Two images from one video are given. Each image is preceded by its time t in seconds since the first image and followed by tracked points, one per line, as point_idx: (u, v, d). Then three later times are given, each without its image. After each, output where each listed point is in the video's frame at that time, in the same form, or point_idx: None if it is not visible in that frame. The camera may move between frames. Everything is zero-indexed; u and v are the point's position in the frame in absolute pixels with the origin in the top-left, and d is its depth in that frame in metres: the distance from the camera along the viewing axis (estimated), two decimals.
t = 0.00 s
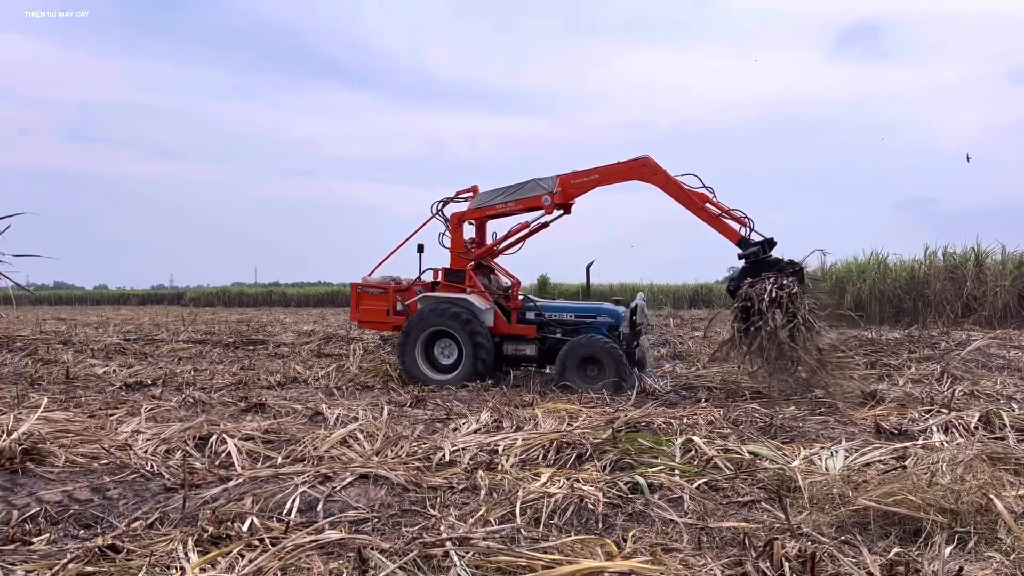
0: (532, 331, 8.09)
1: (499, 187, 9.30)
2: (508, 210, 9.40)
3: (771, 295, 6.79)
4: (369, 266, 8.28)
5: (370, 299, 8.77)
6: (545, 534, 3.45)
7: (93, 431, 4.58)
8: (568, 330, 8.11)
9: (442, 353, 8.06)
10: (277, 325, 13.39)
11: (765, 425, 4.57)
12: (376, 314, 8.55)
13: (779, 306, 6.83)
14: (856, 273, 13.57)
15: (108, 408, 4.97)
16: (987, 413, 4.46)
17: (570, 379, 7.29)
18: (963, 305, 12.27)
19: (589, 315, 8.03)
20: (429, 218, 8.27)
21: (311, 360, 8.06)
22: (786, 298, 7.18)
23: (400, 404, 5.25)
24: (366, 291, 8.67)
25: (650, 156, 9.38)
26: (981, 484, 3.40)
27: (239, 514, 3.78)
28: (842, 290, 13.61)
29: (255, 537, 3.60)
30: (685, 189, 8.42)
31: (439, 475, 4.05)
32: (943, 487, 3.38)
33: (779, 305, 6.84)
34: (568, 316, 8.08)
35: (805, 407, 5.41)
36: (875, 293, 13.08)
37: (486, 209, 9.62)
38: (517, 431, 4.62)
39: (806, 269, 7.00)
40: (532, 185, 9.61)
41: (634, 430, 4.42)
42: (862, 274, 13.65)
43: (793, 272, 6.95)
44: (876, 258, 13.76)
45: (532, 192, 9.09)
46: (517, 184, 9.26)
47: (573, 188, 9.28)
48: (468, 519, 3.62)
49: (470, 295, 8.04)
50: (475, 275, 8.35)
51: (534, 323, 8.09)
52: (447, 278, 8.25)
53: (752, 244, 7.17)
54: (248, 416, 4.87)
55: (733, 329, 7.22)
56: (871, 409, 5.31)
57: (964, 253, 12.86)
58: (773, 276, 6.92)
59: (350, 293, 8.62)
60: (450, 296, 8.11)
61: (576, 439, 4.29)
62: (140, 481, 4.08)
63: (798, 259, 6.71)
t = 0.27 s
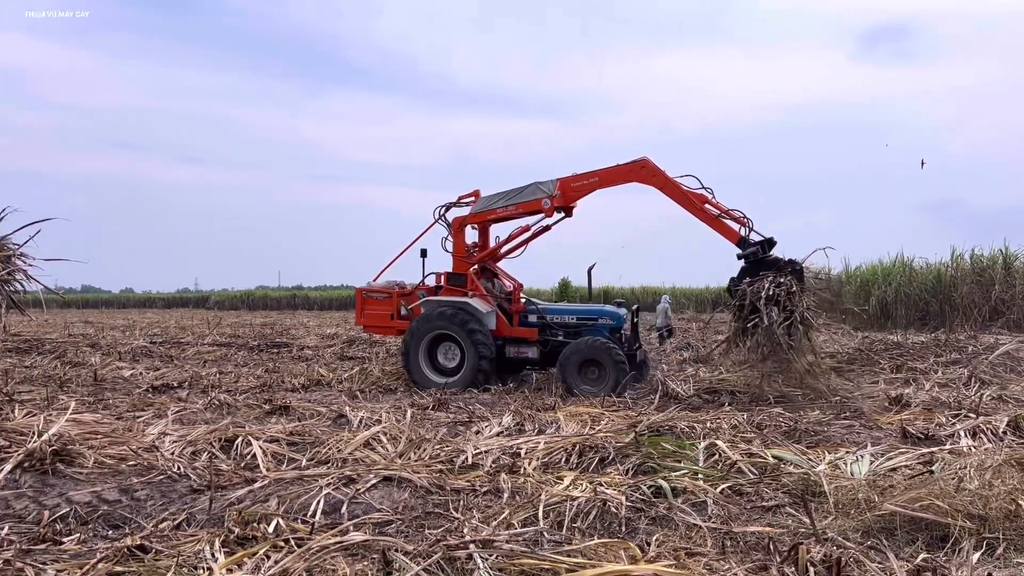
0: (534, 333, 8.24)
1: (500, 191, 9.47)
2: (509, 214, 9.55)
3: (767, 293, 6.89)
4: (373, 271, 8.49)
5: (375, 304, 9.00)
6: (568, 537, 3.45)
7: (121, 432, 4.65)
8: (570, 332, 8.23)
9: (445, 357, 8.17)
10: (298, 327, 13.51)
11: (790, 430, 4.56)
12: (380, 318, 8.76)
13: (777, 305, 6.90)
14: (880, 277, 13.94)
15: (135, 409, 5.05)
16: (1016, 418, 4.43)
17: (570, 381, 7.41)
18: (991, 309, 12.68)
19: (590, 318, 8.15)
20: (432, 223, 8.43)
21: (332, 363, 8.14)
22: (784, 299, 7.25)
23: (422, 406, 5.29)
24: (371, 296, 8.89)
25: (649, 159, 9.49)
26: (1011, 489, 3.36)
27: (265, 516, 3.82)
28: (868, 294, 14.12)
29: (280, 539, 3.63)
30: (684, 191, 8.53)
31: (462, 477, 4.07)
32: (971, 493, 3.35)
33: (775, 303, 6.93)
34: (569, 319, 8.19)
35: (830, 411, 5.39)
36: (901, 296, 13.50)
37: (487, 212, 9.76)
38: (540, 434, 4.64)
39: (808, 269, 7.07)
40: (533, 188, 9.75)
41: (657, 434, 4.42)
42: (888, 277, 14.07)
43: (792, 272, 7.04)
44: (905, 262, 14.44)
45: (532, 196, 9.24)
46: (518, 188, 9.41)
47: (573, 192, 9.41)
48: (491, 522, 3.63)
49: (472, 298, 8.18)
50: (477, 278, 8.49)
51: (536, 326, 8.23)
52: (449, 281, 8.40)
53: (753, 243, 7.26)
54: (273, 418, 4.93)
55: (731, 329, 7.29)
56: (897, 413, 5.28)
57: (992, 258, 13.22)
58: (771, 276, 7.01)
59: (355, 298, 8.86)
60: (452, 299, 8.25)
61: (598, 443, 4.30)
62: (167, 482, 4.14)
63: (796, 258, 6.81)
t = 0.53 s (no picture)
0: (535, 336, 8.43)
1: (504, 194, 9.61)
2: (513, 218, 9.68)
3: (765, 301, 6.81)
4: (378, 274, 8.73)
5: (380, 304, 9.29)
6: (590, 541, 3.44)
7: (146, 434, 4.71)
8: (571, 335, 8.40)
9: (448, 358, 8.41)
10: (319, 331, 13.62)
11: (814, 434, 4.54)
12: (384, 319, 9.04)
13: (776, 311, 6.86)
14: (907, 280, 14.25)
15: (161, 412, 5.11)
16: None
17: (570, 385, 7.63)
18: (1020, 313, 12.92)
19: (591, 321, 8.31)
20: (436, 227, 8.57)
21: (352, 367, 8.21)
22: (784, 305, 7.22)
23: (444, 410, 5.32)
24: (376, 297, 9.17)
25: (651, 164, 9.59)
26: None
27: (288, 518, 3.85)
28: (894, 297, 14.33)
29: (304, 541, 3.66)
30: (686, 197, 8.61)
31: (484, 481, 4.08)
32: (1001, 499, 3.30)
33: (774, 310, 6.84)
34: (571, 322, 8.36)
35: (855, 415, 5.35)
36: (927, 299, 13.72)
37: (491, 216, 9.90)
38: (562, 438, 4.65)
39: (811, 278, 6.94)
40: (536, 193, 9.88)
41: (680, 438, 4.41)
42: (914, 280, 14.35)
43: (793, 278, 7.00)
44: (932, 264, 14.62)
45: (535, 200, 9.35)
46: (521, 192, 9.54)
47: (576, 197, 9.53)
48: (513, 525, 3.64)
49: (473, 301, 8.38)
50: (480, 281, 8.66)
51: (537, 329, 8.42)
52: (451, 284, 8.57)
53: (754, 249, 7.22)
54: (296, 421, 4.97)
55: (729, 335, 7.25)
56: (923, 418, 5.23)
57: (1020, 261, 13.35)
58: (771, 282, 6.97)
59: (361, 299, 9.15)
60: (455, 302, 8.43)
61: (621, 446, 4.30)
62: (192, 484, 4.18)
63: (796, 268, 6.68)
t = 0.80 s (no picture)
0: (538, 339, 8.55)
1: (509, 197, 9.74)
2: (517, 221, 9.81)
3: (765, 306, 6.85)
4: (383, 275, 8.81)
5: (387, 307, 9.41)
6: (614, 546, 3.44)
7: (172, 437, 4.76)
8: (573, 338, 8.50)
9: (452, 359, 8.62)
10: (339, 334, 13.72)
11: (840, 439, 4.51)
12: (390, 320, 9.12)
13: (774, 318, 6.86)
14: (934, 282, 14.18)
15: (187, 414, 5.17)
16: None
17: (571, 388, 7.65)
18: None
19: (594, 325, 8.40)
20: (442, 230, 8.65)
21: (372, 371, 8.27)
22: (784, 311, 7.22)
23: (467, 413, 5.35)
24: (383, 298, 9.28)
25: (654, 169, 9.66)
26: None
27: (313, 520, 3.88)
28: (920, 302, 14.26)
29: (328, 543, 3.68)
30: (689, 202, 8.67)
31: (507, 484, 4.09)
32: None
33: (772, 315, 6.89)
34: (573, 325, 8.46)
35: (880, 420, 5.31)
36: (955, 302, 13.64)
37: (496, 219, 10.03)
38: (584, 442, 4.66)
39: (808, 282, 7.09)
40: (541, 197, 9.99)
41: (704, 442, 4.40)
42: (941, 282, 14.26)
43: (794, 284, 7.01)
44: (959, 268, 14.54)
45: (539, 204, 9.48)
46: (525, 196, 9.67)
47: (580, 201, 9.62)
48: (537, 529, 3.64)
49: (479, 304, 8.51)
50: (484, 283, 8.76)
51: (540, 333, 8.54)
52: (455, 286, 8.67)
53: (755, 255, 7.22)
54: (320, 424, 5.01)
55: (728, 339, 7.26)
56: (951, 423, 5.18)
57: None
58: (771, 288, 6.99)
59: (367, 301, 9.25)
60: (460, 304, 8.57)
61: (644, 451, 4.30)
62: (217, 486, 4.22)
63: (798, 272, 6.81)
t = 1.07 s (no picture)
0: (542, 342, 8.65)
1: (514, 202, 9.83)
2: (521, 225, 9.90)
3: (763, 312, 6.95)
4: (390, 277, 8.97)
5: (394, 308, 9.53)
6: (640, 550, 3.43)
7: (200, 439, 4.82)
8: (578, 341, 8.61)
9: (457, 360, 8.73)
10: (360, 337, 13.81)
11: (869, 443, 4.48)
12: (397, 321, 9.25)
13: (772, 323, 6.96)
14: (963, 285, 14.04)
15: (214, 416, 5.23)
16: None
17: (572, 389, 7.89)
18: None
19: (597, 328, 8.52)
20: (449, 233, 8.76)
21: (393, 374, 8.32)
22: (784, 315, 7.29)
23: (491, 416, 5.38)
24: (392, 300, 9.41)
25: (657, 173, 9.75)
26: None
27: (339, 522, 3.90)
28: (949, 304, 14.13)
29: (355, 545, 3.70)
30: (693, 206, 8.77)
31: (532, 488, 4.09)
32: None
33: (771, 322, 6.99)
34: (576, 328, 8.59)
35: (910, 425, 5.26)
36: (986, 305, 13.59)
37: (501, 223, 10.12)
38: (609, 446, 4.67)
39: (810, 289, 7.10)
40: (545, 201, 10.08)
41: (730, 446, 4.39)
42: (971, 285, 14.13)
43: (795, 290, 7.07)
44: (989, 271, 14.42)
45: (544, 207, 9.59)
46: (530, 199, 9.76)
47: (584, 205, 9.72)
48: (563, 533, 3.64)
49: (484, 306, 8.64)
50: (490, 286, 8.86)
51: (544, 335, 8.65)
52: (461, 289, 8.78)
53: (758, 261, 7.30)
54: (345, 426, 5.06)
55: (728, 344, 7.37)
56: (981, 428, 5.12)
57: None
58: (771, 295, 7.08)
59: (376, 303, 9.42)
60: (467, 306, 8.69)
61: (670, 455, 4.29)
62: (244, 487, 4.26)
63: (797, 280, 6.85)
